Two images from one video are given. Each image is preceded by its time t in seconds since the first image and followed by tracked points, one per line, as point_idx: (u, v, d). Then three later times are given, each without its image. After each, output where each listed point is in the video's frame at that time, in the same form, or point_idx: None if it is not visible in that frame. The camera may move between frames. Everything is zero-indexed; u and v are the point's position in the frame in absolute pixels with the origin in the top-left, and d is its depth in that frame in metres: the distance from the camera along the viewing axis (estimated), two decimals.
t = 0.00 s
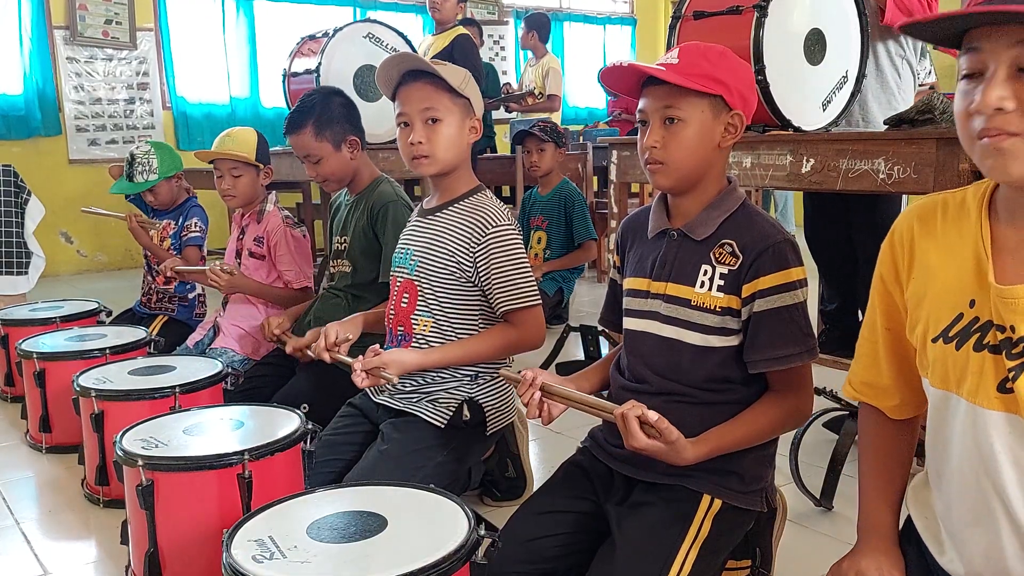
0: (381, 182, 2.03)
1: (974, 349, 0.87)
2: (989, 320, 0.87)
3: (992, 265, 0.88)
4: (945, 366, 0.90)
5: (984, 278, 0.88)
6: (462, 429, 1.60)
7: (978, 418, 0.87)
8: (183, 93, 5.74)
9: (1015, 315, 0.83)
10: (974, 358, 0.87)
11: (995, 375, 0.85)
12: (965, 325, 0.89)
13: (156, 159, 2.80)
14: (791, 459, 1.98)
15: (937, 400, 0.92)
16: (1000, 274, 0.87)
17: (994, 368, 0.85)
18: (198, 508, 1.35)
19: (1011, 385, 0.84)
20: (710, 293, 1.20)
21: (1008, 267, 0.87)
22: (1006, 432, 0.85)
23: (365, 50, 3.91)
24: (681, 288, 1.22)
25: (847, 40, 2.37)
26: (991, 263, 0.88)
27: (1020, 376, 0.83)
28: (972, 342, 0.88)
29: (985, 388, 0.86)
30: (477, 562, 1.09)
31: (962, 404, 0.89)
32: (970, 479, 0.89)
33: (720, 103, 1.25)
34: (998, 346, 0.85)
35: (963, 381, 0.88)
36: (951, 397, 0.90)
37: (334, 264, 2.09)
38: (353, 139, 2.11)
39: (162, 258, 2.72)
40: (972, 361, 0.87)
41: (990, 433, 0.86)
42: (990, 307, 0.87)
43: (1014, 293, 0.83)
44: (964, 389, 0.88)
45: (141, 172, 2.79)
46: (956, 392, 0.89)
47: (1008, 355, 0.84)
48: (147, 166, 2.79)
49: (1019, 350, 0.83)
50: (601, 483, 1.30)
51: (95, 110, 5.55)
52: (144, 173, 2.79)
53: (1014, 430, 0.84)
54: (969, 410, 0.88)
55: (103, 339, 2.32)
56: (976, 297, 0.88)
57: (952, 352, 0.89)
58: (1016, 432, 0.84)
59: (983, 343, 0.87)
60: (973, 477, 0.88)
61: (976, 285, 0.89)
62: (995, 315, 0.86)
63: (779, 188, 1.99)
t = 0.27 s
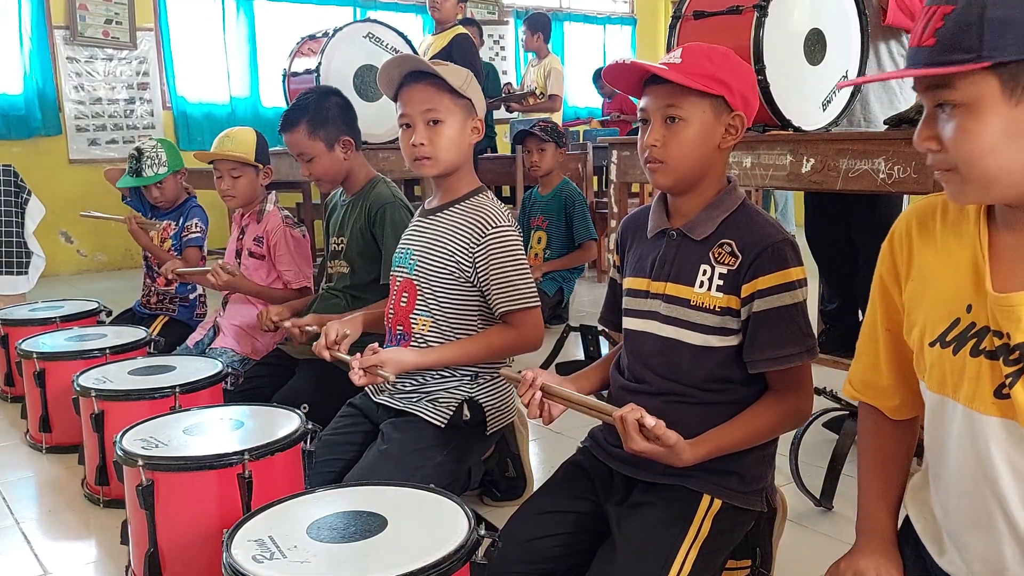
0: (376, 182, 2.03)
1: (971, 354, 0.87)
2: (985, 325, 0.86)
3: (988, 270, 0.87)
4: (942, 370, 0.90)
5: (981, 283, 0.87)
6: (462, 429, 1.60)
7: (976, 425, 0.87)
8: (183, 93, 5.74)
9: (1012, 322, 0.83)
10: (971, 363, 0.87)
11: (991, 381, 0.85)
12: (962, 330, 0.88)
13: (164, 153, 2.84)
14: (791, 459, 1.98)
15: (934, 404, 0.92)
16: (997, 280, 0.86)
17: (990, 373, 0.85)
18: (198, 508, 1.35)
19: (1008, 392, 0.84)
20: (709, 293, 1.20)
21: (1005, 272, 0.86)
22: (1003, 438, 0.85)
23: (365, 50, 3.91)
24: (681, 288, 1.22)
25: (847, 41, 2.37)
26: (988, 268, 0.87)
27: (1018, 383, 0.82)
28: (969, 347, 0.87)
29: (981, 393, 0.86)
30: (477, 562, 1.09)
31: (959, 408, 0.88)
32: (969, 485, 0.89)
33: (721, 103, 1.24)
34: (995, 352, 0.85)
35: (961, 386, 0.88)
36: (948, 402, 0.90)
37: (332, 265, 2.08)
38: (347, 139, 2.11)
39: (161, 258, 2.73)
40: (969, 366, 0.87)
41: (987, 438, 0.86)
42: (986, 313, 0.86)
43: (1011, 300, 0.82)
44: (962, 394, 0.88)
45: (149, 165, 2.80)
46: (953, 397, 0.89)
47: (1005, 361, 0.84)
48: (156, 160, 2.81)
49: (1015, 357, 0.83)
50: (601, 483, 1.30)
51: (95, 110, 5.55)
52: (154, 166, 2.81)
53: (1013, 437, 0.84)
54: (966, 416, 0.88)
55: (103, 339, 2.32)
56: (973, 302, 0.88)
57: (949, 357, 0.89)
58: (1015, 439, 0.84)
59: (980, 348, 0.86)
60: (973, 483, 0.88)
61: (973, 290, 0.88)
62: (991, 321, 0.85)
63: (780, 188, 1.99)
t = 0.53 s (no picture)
0: (372, 181, 2.03)
1: (943, 369, 0.87)
2: (955, 340, 0.86)
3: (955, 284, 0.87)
4: (917, 384, 0.90)
5: (948, 299, 0.87)
6: (462, 429, 1.60)
7: (952, 439, 0.86)
8: (183, 93, 5.74)
9: (978, 338, 0.82)
10: (943, 378, 0.87)
11: (963, 396, 0.85)
12: (933, 345, 0.88)
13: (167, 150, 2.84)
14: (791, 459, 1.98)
15: (911, 416, 0.92)
16: (964, 297, 0.86)
17: (962, 389, 0.85)
18: (198, 509, 1.35)
19: (980, 407, 0.83)
20: (707, 293, 1.20)
21: (972, 287, 0.86)
22: (978, 453, 0.84)
23: (365, 50, 3.91)
24: (679, 289, 1.22)
25: (847, 41, 2.37)
26: (954, 282, 0.87)
27: (989, 399, 0.82)
28: (941, 362, 0.87)
29: (955, 408, 0.86)
30: (477, 562, 1.08)
31: (935, 422, 0.88)
32: (952, 497, 0.88)
33: (723, 103, 1.24)
34: (964, 368, 0.85)
35: (935, 401, 0.88)
36: (924, 415, 0.90)
37: (331, 265, 2.09)
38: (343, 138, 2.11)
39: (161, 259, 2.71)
40: (942, 381, 0.87)
41: (963, 453, 0.85)
42: (954, 328, 0.86)
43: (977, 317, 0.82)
44: (936, 409, 0.88)
45: (153, 161, 2.80)
46: (930, 412, 0.89)
47: (975, 377, 0.83)
48: (159, 157, 2.80)
49: (984, 373, 0.82)
50: (601, 483, 1.30)
51: (95, 110, 5.54)
52: (157, 163, 2.81)
53: (988, 452, 0.83)
54: (941, 430, 0.88)
55: (103, 339, 2.32)
56: (942, 317, 0.88)
57: (923, 371, 0.89)
58: (989, 454, 0.83)
59: (950, 363, 0.86)
60: (955, 495, 0.88)
61: (940, 305, 0.88)
62: (959, 336, 0.85)
63: (780, 188, 1.99)
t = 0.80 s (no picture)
0: (371, 180, 2.03)
1: (920, 379, 0.86)
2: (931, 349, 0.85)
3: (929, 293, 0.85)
4: (898, 393, 0.89)
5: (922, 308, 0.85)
6: (462, 430, 1.60)
7: (934, 448, 0.86)
8: (183, 93, 5.74)
9: (951, 350, 0.81)
10: (921, 388, 0.86)
11: (942, 406, 0.84)
12: (910, 354, 0.87)
13: (177, 151, 2.92)
14: (791, 459, 1.98)
15: (894, 424, 0.92)
16: (937, 305, 0.84)
17: (940, 399, 0.84)
18: (198, 508, 1.35)
19: (959, 416, 0.82)
20: (707, 294, 1.20)
21: (946, 295, 0.84)
22: (960, 461, 0.83)
23: (364, 50, 3.91)
24: (679, 290, 1.22)
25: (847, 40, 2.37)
26: (928, 291, 0.86)
27: (967, 409, 0.81)
28: (918, 371, 0.86)
29: (934, 418, 0.85)
30: (477, 562, 1.08)
31: (917, 431, 0.88)
32: (938, 502, 0.88)
33: (721, 104, 1.24)
34: (941, 378, 0.83)
35: (915, 410, 0.87)
36: (906, 423, 0.89)
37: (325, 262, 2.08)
38: (343, 135, 2.11)
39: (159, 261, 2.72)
40: (920, 391, 0.86)
41: (945, 460, 0.85)
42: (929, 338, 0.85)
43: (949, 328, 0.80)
44: (918, 418, 0.87)
45: (160, 157, 2.86)
46: (911, 421, 0.88)
47: (952, 387, 0.82)
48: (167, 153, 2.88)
49: (961, 384, 0.81)
50: (601, 483, 1.30)
51: (95, 110, 5.54)
52: (166, 159, 2.87)
53: (970, 461, 0.83)
54: (923, 438, 0.87)
55: (103, 339, 2.32)
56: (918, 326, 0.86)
57: (902, 380, 0.88)
58: (971, 463, 0.83)
59: (927, 373, 0.85)
60: (941, 503, 0.88)
61: (915, 314, 0.87)
62: (934, 347, 0.84)
63: (780, 188, 1.99)
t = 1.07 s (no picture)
0: (370, 180, 2.03)
1: (881, 333, 0.79)
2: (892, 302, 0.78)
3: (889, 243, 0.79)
4: (861, 351, 0.83)
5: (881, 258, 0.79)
6: (462, 430, 1.60)
7: (895, 406, 0.79)
8: (182, 93, 5.74)
9: (907, 299, 0.74)
10: (883, 343, 0.79)
11: (902, 360, 0.77)
12: (871, 309, 0.80)
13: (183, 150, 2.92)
14: (791, 459, 1.98)
15: (860, 387, 0.85)
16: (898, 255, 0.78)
17: (901, 353, 0.77)
18: (198, 509, 1.35)
19: (918, 371, 0.76)
20: (706, 294, 1.20)
21: (907, 245, 0.77)
22: (921, 420, 0.77)
23: (364, 50, 3.91)
24: (678, 290, 1.22)
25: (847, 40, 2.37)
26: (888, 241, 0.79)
27: (926, 362, 0.75)
28: (880, 327, 0.79)
29: (896, 374, 0.78)
30: (477, 562, 1.08)
31: (881, 390, 0.81)
32: (905, 471, 0.82)
33: (718, 105, 1.24)
34: (901, 330, 0.77)
35: (877, 368, 0.81)
36: (871, 381, 0.83)
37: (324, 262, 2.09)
38: (343, 135, 2.12)
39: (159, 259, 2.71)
40: (881, 347, 0.80)
41: (908, 423, 0.78)
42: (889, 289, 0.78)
43: (904, 277, 0.74)
44: (880, 377, 0.81)
45: (167, 155, 2.85)
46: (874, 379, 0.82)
47: (911, 340, 0.76)
48: (174, 151, 2.87)
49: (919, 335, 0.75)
50: (601, 483, 1.30)
51: (95, 110, 5.54)
52: (172, 157, 2.87)
53: (929, 419, 0.76)
54: (886, 394, 0.81)
55: (103, 339, 2.32)
56: (879, 279, 0.80)
57: (864, 338, 0.81)
58: (930, 421, 0.76)
59: (887, 327, 0.78)
60: (903, 466, 0.82)
61: (876, 266, 0.80)
62: (894, 298, 0.77)
63: (779, 188, 1.99)
